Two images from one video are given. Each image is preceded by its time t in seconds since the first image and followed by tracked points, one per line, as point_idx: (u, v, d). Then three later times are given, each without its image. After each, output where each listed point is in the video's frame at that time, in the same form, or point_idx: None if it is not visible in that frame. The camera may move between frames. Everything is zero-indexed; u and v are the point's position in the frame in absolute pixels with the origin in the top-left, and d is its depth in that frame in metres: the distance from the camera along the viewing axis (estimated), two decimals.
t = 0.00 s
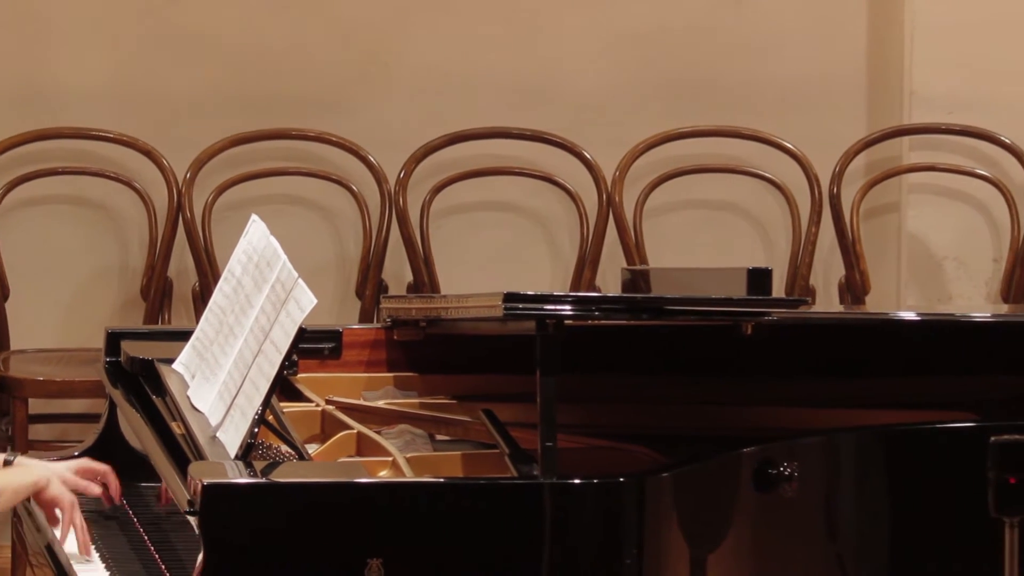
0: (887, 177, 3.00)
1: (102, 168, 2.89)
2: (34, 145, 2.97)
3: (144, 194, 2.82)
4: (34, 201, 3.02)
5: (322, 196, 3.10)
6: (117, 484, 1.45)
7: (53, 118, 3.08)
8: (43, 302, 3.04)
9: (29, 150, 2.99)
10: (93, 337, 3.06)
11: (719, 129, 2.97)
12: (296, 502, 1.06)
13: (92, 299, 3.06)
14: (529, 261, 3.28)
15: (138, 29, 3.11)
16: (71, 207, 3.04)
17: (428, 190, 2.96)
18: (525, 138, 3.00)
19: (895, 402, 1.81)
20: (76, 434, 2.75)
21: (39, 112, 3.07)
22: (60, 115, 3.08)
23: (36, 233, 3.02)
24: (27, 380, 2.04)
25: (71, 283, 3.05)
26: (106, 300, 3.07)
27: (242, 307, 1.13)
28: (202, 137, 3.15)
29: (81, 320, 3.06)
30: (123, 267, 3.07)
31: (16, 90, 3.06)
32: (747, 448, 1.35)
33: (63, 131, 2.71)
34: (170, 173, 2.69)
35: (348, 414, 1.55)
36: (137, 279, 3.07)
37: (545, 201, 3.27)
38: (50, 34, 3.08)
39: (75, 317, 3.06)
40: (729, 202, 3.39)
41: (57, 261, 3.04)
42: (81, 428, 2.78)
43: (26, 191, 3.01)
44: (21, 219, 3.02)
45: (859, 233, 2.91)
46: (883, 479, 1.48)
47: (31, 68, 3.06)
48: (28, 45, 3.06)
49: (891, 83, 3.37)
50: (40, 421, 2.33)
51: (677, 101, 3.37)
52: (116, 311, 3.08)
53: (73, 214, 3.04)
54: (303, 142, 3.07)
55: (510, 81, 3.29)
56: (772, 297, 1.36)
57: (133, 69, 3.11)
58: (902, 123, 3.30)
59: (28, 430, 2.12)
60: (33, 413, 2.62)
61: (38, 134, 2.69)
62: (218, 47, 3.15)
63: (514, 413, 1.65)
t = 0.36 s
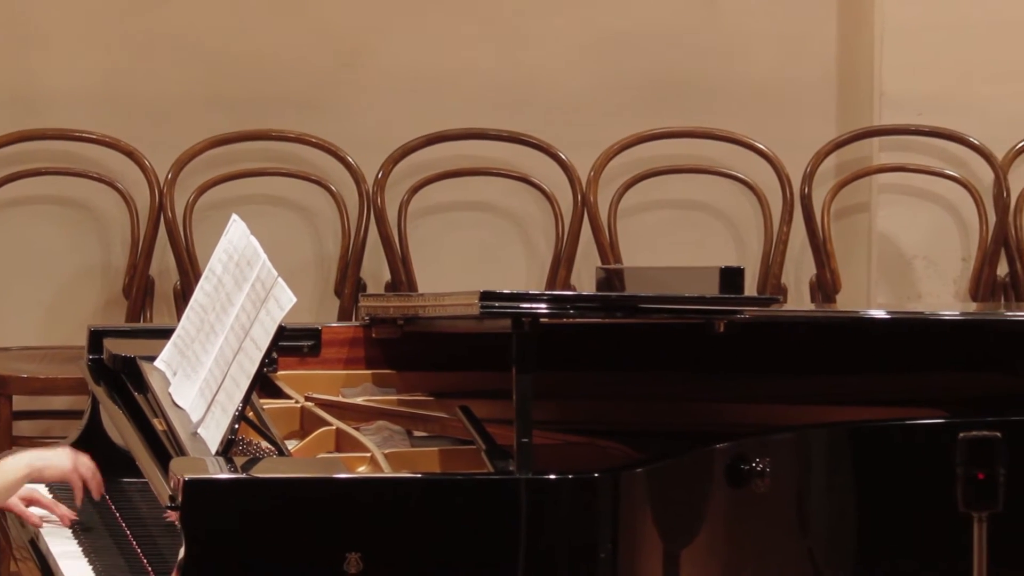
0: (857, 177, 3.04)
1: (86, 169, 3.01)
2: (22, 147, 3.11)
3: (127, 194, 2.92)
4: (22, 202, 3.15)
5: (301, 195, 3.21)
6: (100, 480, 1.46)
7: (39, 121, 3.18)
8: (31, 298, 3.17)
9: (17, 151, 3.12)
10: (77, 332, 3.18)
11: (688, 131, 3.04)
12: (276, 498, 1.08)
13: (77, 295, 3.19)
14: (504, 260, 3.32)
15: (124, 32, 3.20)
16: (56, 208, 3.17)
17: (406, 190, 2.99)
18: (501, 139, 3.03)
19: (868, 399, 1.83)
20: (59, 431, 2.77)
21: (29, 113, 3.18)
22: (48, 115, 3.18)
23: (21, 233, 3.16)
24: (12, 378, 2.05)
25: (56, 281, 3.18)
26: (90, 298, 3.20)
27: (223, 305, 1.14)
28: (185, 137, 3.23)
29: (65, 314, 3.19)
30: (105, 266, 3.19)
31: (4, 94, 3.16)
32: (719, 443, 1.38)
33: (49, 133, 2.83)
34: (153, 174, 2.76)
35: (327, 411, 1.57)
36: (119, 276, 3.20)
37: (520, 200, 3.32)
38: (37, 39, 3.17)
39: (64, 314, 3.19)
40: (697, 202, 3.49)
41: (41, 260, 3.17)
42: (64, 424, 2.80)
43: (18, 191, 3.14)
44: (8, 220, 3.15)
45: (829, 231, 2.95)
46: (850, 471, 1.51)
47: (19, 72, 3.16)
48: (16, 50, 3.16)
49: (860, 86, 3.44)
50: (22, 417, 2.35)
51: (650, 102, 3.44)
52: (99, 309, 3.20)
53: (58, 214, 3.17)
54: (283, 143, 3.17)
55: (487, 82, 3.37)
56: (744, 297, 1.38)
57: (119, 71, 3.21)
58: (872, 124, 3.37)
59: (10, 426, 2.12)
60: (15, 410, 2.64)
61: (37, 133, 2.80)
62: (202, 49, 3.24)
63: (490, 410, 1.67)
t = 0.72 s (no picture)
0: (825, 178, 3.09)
1: (72, 170, 3.11)
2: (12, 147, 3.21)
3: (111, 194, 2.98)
4: (13, 201, 3.27)
5: (282, 195, 3.30)
6: (87, 474, 1.48)
7: (30, 122, 3.30)
8: (21, 295, 3.29)
9: (8, 151, 3.23)
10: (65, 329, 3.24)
11: (658, 133, 3.07)
12: (258, 493, 1.10)
13: (66, 292, 3.30)
14: (481, 258, 3.41)
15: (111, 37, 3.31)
16: (45, 207, 3.28)
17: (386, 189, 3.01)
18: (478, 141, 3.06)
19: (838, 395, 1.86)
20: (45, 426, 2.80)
21: (18, 115, 3.29)
22: (36, 117, 3.29)
23: (12, 230, 3.27)
24: None
25: (45, 278, 3.29)
26: (77, 295, 3.30)
27: (206, 303, 1.16)
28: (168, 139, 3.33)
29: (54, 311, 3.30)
30: (92, 264, 3.30)
31: None
32: (692, 439, 1.41)
33: (36, 135, 2.90)
34: (138, 175, 2.83)
35: (307, 407, 1.60)
36: (105, 274, 3.31)
37: (496, 200, 3.40)
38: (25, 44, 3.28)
39: (53, 314, 3.29)
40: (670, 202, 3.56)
41: (30, 257, 3.28)
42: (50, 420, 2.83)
43: (9, 193, 3.26)
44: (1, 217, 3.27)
45: (800, 231, 3.01)
46: (817, 465, 1.55)
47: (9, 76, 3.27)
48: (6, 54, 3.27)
49: (831, 89, 3.50)
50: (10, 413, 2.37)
51: (625, 105, 3.52)
52: (87, 306, 3.31)
53: (47, 213, 3.28)
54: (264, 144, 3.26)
55: (465, 87, 3.45)
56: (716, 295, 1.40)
57: (106, 74, 3.30)
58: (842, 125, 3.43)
59: None
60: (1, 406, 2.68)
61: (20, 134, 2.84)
62: (185, 53, 3.33)
63: (469, 406, 1.70)
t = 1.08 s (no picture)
0: (796, 177, 3.14)
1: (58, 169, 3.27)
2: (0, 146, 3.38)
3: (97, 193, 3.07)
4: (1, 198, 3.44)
5: (263, 194, 3.46)
6: (72, 468, 1.50)
7: (21, 123, 3.48)
8: (10, 288, 3.46)
9: None
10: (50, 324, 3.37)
11: (638, 134, 3.10)
12: (240, 485, 1.13)
13: (53, 287, 3.46)
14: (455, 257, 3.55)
15: (104, 43, 3.49)
16: (32, 206, 3.45)
17: (366, 189, 3.03)
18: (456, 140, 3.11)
19: (806, 390, 1.90)
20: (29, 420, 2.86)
21: (12, 115, 3.48)
22: (29, 116, 3.48)
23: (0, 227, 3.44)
24: None
25: (33, 273, 3.46)
26: (63, 290, 3.47)
27: (189, 300, 1.19)
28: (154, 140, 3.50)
29: (42, 305, 3.46)
30: (77, 261, 3.47)
31: None
32: (664, 432, 1.45)
33: (21, 136, 2.96)
34: (121, 173, 2.88)
35: (287, 402, 1.63)
36: (90, 270, 3.48)
37: (471, 199, 3.54)
38: (19, 48, 3.46)
39: (41, 308, 3.46)
40: (643, 201, 3.62)
41: (17, 253, 3.45)
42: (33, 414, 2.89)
43: None
44: None
45: (771, 229, 3.05)
46: (787, 459, 1.61)
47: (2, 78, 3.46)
48: None
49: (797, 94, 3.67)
50: None
51: (596, 109, 3.70)
52: (74, 300, 3.48)
53: (34, 211, 3.45)
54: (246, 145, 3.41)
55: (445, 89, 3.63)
56: (690, 292, 1.43)
57: (96, 78, 3.49)
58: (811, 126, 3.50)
59: None
60: None
61: None
62: (171, 56, 3.52)
63: (446, 401, 1.73)
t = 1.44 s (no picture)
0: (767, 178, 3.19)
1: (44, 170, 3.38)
2: None
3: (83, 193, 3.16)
4: None
5: (245, 194, 3.56)
6: (58, 463, 1.51)
7: (10, 126, 3.60)
8: None
9: None
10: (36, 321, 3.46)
11: (613, 134, 3.13)
12: (221, 478, 1.16)
13: (38, 284, 3.55)
14: (432, 256, 3.65)
15: (89, 46, 3.60)
16: (18, 206, 3.54)
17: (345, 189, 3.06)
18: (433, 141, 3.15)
19: (779, 386, 1.93)
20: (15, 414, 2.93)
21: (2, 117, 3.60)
22: (18, 118, 3.60)
23: None
24: None
25: (19, 270, 3.55)
26: (48, 288, 3.56)
27: (172, 297, 1.21)
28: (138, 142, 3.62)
29: (29, 301, 3.56)
30: (63, 260, 3.56)
31: None
32: (637, 428, 1.48)
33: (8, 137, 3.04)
34: (106, 174, 2.96)
35: (268, 398, 1.65)
36: (75, 270, 3.56)
37: (449, 199, 3.63)
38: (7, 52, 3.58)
39: (28, 306, 3.56)
40: (617, 201, 3.67)
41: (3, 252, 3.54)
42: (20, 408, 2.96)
43: None
44: None
45: (741, 227, 3.10)
46: (760, 456, 1.65)
47: None
48: None
49: (769, 93, 3.71)
50: None
51: (569, 109, 3.75)
52: (60, 298, 3.57)
53: (20, 211, 3.54)
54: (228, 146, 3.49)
55: (421, 92, 3.70)
56: (664, 289, 1.45)
57: (83, 81, 3.60)
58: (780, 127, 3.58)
59: None
60: None
61: None
62: (153, 59, 3.61)
63: (423, 396, 1.76)
